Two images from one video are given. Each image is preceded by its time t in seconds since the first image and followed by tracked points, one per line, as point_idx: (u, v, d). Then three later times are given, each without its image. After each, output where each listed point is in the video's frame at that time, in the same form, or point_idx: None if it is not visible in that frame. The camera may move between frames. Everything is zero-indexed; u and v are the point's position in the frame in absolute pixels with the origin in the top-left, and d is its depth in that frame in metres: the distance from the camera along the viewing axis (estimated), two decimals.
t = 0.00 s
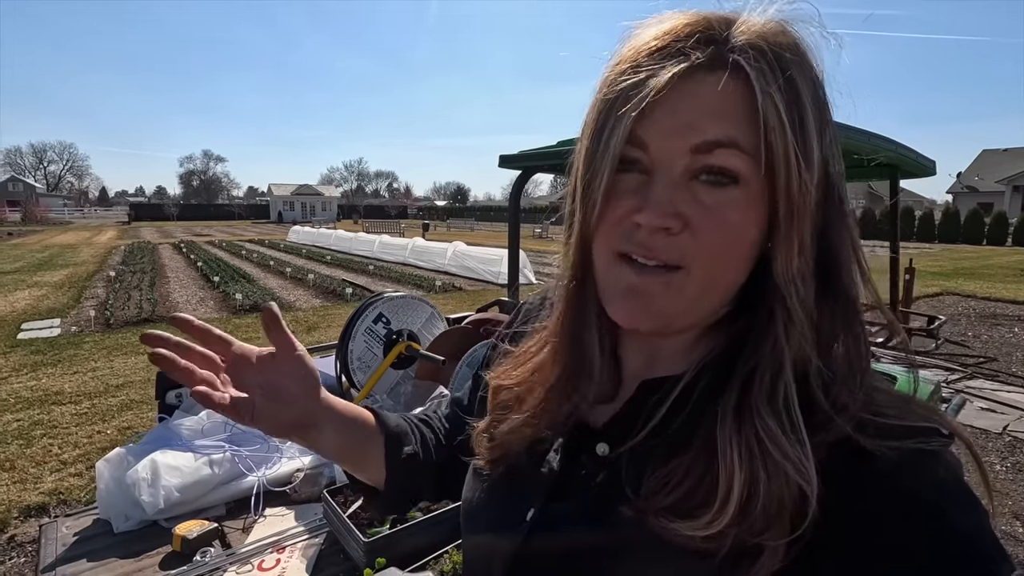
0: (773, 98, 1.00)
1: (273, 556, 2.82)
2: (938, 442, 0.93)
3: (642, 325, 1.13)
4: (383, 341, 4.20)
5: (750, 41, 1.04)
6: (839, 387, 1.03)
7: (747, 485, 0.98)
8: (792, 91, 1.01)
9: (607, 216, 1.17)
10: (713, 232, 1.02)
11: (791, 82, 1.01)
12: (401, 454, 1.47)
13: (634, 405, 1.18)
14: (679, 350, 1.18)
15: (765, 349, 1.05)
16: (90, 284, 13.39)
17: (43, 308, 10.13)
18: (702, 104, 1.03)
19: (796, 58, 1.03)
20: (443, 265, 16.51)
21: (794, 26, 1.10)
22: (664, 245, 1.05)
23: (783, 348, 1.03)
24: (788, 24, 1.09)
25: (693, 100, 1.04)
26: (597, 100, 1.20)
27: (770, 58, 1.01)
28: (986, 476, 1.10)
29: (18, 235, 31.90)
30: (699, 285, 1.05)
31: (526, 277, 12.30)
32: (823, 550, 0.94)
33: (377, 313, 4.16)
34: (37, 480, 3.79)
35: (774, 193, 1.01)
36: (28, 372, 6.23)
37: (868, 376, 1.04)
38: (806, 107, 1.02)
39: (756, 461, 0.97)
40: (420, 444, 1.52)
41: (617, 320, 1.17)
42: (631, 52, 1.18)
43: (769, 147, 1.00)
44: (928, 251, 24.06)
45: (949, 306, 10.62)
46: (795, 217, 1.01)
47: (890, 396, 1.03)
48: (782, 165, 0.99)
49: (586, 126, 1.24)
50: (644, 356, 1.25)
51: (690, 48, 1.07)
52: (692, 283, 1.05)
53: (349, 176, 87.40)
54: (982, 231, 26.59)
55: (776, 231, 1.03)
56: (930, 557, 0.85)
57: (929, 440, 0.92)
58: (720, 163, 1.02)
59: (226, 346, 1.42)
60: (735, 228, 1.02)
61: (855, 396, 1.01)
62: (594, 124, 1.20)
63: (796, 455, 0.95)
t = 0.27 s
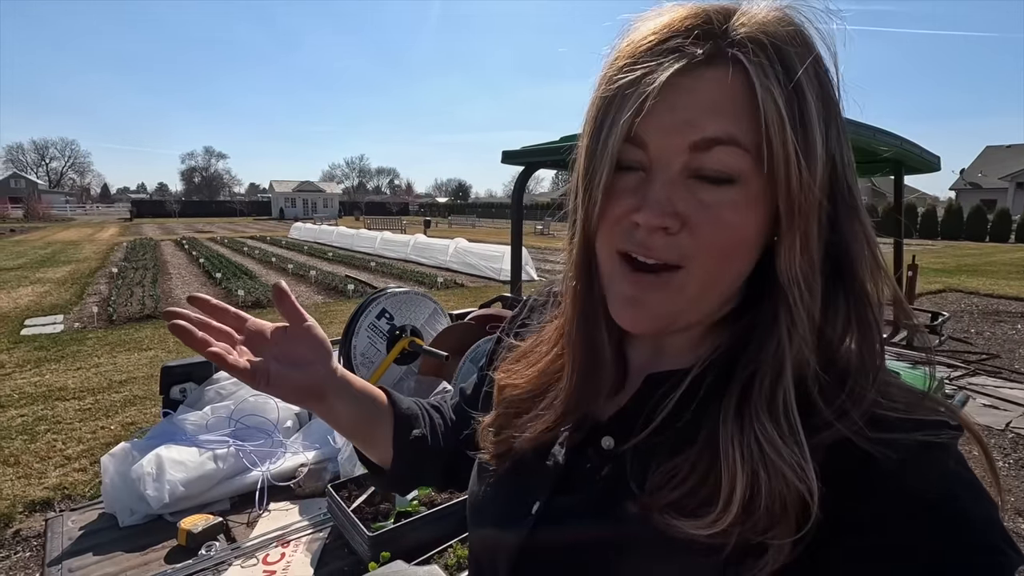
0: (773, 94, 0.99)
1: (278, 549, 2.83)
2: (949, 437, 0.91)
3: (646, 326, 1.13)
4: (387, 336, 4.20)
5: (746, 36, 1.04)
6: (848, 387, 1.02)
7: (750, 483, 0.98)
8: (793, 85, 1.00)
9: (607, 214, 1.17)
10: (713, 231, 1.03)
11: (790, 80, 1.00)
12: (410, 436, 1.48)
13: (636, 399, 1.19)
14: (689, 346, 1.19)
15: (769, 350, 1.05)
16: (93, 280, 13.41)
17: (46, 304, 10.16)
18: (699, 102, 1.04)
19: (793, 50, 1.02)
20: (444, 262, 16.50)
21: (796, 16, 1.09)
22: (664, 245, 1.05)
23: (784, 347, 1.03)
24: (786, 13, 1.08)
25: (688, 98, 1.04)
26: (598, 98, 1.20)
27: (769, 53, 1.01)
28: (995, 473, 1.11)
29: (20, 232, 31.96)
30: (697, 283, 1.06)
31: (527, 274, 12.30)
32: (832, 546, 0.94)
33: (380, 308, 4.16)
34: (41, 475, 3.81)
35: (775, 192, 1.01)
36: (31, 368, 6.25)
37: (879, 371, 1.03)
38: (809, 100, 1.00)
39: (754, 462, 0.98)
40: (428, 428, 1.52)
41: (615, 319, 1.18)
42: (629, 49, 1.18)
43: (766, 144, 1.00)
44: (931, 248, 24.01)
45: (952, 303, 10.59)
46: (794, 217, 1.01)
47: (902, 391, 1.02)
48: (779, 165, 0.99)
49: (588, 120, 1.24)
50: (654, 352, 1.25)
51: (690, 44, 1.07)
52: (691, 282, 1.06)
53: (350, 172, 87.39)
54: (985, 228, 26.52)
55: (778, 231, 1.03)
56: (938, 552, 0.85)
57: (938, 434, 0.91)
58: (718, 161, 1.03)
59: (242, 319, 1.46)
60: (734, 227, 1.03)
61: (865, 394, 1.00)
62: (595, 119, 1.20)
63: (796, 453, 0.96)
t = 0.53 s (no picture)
0: (721, 66, 0.99)
1: (283, 547, 2.84)
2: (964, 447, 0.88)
3: (615, 293, 1.05)
4: (389, 335, 4.22)
5: (703, 21, 1.06)
6: (837, 378, 0.97)
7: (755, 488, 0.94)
8: (745, 57, 1.00)
9: (583, 199, 1.17)
10: (669, 190, 0.97)
11: (739, 51, 1.00)
12: (440, 463, 1.44)
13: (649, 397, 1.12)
14: (678, 339, 1.13)
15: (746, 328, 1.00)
16: (97, 278, 13.46)
17: (51, 301, 10.20)
18: (654, 77, 1.05)
19: (747, 29, 1.03)
20: (447, 259, 16.51)
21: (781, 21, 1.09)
22: (624, 209, 1.00)
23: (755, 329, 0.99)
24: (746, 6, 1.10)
25: (649, 77, 1.05)
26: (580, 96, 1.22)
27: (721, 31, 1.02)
28: (1005, 471, 1.11)
29: (24, 229, 32.05)
30: (665, 245, 0.97)
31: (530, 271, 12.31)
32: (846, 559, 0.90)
33: (383, 307, 4.18)
34: (47, 471, 3.83)
35: (731, 151, 0.96)
36: (36, 365, 6.28)
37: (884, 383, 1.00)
38: (760, 70, 0.99)
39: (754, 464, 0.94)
40: (455, 450, 1.49)
41: (586, 290, 1.11)
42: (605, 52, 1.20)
43: (720, 107, 0.98)
44: (934, 245, 23.93)
45: (956, 301, 10.56)
46: (759, 186, 0.97)
47: (915, 399, 0.98)
48: (727, 122, 0.97)
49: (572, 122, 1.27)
50: (651, 349, 1.20)
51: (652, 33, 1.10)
52: (656, 245, 0.98)
53: (353, 169, 87.39)
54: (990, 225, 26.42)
55: (743, 197, 0.97)
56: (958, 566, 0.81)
57: (954, 441, 0.88)
58: (674, 124, 1.01)
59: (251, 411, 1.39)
60: (697, 188, 0.97)
61: (864, 394, 0.95)
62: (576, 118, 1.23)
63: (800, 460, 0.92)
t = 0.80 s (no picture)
0: (735, 90, 1.02)
1: (289, 553, 2.85)
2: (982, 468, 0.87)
3: (628, 302, 1.04)
4: (394, 339, 4.22)
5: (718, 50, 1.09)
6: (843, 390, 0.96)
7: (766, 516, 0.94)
8: (758, 82, 1.03)
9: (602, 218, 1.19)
10: (688, 206, 0.98)
11: (753, 79, 1.03)
12: (412, 453, 1.42)
13: (658, 424, 1.13)
14: (696, 358, 1.14)
15: (751, 342, 1.00)
16: (99, 276, 13.48)
17: (53, 300, 10.21)
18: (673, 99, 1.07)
19: (759, 58, 1.06)
20: (447, 257, 16.52)
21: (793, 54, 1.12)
22: (643, 223, 1.02)
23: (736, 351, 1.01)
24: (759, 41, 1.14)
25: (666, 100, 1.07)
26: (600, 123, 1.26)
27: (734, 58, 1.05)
28: None
29: (25, 227, 32.05)
30: (683, 258, 0.98)
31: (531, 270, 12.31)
32: None
33: (388, 311, 4.18)
34: (52, 472, 3.85)
35: (745, 169, 0.98)
36: (39, 364, 6.30)
37: (894, 404, 0.99)
38: (771, 95, 1.01)
39: (756, 488, 0.95)
40: (433, 434, 1.48)
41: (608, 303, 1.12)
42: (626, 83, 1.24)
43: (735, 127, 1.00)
44: (935, 242, 23.90)
45: (957, 299, 10.56)
46: (771, 205, 0.98)
47: (929, 419, 0.97)
48: (745, 143, 0.98)
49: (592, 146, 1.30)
50: (670, 367, 1.20)
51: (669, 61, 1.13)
52: (674, 257, 0.98)
53: (353, 166, 87.34)
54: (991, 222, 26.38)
55: (757, 213, 0.98)
56: None
57: (973, 463, 0.87)
58: (691, 145, 1.02)
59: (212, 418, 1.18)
60: (713, 203, 0.98)
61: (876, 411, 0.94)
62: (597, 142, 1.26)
63: (812, 484, 0.92)
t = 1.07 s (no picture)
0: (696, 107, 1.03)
1: (296, 556, 2.86)
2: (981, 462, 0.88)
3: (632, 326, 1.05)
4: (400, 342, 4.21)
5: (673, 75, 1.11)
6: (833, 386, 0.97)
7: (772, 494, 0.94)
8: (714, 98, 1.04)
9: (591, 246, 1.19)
10: (677, 222, 0.99)
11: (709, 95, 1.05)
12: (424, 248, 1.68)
13: (670, 425, 1.14)
14: (696, 364, 1.14)
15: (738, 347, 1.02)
16: (101, 276, 13.49)
17: (56, 301, 10.22)
18: (642, 126, 1.08)
19: (712, 76, 1.08)
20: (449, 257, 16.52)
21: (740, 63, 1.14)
22: (636, 247, 1.02)
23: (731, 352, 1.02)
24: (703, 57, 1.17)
25: (635, 127, 1.09)
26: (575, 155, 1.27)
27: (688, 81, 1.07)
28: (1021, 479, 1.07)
29: (26, 227, 32.10)
30: (680, 274, 0.99)
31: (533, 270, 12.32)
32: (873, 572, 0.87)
33: (393, 314, 4.21)
34: (57, 474, 3.86)
35: (721, 181, 0.99)
36: (43, 365, 6.31)
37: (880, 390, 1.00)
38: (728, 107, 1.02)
39: (767, 471, 0.94)
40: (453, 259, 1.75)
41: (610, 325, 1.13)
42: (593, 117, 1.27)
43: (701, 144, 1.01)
44: (937, 241, 23.86)
45: (959, 299, 10.55)
46: (751, 209, 0.98)
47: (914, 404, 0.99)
48: (714, 157, 0.99)
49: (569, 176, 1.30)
50: (672, 373, 1.21)
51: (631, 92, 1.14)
52: (674, 275, 0.99)
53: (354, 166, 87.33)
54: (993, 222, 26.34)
55: (740, 220, 0.99)
56: None
57: (964, 452, 0.88)
58: (667, 167, 1.03)
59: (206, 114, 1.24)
60: (699, 216, 0.98)
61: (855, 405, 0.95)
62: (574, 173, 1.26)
63: (820, 466, 0.92)
